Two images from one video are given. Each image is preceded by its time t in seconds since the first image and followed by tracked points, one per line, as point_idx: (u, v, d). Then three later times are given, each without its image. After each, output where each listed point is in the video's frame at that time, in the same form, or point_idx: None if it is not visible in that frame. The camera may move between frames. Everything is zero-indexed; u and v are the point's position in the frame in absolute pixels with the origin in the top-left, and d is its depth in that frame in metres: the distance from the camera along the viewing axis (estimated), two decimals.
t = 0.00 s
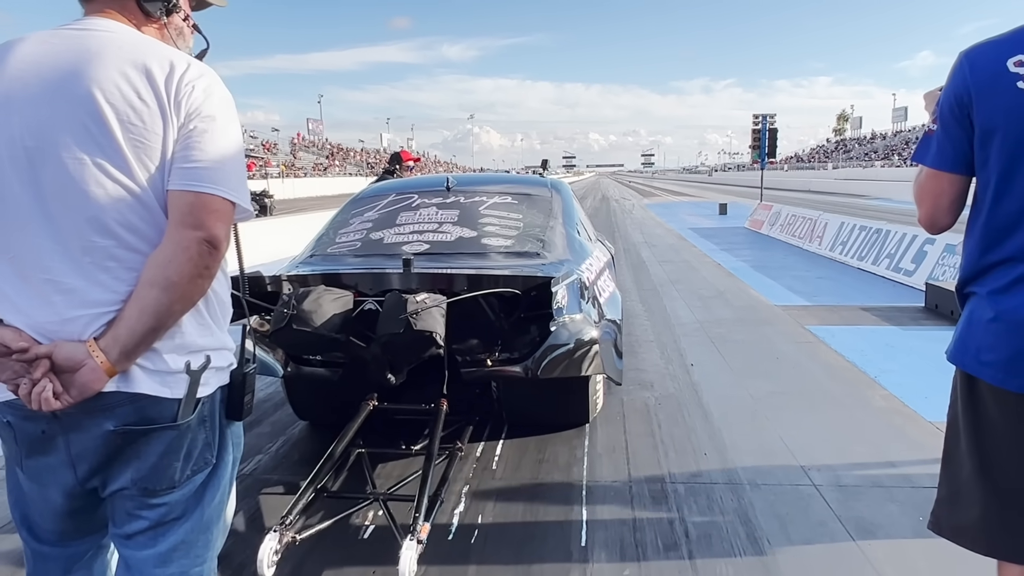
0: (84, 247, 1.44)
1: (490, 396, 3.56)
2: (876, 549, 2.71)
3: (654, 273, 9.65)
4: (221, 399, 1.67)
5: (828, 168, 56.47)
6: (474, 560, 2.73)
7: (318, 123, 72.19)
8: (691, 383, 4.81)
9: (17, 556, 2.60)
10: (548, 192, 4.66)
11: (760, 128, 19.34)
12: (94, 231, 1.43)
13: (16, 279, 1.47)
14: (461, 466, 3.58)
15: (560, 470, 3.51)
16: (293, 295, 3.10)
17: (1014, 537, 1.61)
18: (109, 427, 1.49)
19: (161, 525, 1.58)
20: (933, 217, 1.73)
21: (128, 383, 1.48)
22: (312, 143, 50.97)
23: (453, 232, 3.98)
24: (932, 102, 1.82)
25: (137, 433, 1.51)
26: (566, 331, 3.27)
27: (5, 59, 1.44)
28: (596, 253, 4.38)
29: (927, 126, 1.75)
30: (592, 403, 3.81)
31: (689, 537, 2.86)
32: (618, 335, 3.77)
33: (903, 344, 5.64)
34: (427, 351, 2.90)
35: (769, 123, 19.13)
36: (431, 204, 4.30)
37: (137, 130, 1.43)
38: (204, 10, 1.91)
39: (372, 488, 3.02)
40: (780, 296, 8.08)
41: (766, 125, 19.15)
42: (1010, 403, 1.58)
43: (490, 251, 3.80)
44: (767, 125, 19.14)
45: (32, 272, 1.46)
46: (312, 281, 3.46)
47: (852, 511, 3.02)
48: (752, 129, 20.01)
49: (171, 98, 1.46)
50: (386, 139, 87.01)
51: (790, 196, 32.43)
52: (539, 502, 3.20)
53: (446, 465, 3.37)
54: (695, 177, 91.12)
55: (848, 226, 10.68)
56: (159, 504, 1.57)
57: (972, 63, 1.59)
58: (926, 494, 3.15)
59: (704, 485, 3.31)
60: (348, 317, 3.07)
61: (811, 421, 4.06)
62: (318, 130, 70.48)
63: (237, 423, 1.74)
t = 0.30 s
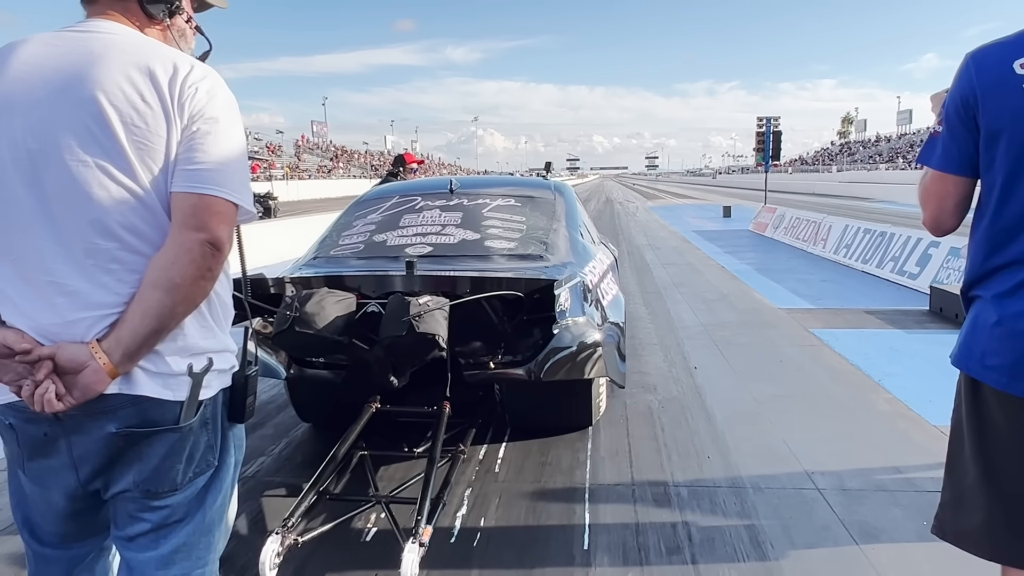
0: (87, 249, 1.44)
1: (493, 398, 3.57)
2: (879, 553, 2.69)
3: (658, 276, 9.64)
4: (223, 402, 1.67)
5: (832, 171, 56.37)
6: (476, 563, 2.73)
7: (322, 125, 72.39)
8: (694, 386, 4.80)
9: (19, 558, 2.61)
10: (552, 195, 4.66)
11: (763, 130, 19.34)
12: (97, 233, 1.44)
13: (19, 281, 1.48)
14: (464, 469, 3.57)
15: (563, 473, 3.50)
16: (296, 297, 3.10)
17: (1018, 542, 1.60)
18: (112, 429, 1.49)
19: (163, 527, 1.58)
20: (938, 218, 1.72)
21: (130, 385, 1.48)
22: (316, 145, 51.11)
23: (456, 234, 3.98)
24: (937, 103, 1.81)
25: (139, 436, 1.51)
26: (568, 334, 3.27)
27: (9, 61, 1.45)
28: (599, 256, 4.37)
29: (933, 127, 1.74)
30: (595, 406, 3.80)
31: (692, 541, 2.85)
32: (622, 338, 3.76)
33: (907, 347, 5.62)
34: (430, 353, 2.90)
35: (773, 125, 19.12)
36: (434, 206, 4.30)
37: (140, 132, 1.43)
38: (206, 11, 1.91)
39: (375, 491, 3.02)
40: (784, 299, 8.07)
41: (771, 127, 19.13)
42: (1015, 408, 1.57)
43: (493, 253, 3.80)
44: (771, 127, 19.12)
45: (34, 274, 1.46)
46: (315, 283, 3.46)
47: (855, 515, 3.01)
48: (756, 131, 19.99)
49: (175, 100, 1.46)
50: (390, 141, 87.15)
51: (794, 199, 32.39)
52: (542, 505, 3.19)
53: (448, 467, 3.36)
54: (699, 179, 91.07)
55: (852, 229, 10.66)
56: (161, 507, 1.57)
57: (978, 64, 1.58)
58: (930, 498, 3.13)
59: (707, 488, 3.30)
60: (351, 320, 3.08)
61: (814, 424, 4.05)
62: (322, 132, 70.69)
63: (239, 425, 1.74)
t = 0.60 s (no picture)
0: (81, 253, 1.44)
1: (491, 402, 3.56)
2: (877, 558, 2.68)
3: (659, 279, 9.63)
4: (217, 406, 1.67)
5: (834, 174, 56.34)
6: (473, 567, 2.72)
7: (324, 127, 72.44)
8: (694, 389, 4.79)
9: (15, 561, 2.60)
10: (551, 198, 4.66)
11: (765, 134, 19.34)
12: (91, 237, 1.44)
13: (13, 284, 1.47)
14: (462, 472, 3.57)
15: (561, 476, 3.49)
16: (294, 300, 3.10)
17: (1016, 548, 1.59)
18: (105, 433, 1.49)
19: (158, 531, 1.58)
20: (936, 222, 1.71)
21: (123, 389, 1.47)
22: (318, 148, 51.17)
23: (455, 237, 3.98)
24: (935, 106, 1.81)
25: (133, 439, 1.51)
26: (567, 337, 3.25)
27: (5, 64, 1.45)
28: (599, 259, 4.37)
29: (931, 131, 1.74)
30: (593, 409, 3.79)
31: (690, 545, 2.84)
32: (621, 342, 3.76)
33: (908, 351, 5.61)
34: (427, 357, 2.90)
35: (774, 129, 19.12)
36: (433, 209, 4.30)
37: (135, 136, 1.43)
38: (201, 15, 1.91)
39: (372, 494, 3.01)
40: (785, 302, 8.06)
41: (772, 130, 19.13)
42: (1013, 413, 1.56)
43: (492, 256, 3.80)
44: (773, 130, 19.12)
45: (29, 277, 1.46)
46: (313, 286, 3.46)
47: (854, 519, 3.00)
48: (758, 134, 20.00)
49: (170, 104, 1.46)
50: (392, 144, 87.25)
51: (796, 202, 32.37)
52: (539, 509, 3.19)
53: (446, 471, 3.36)
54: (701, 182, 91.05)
55: (854, 233, 10.64)
56: (155, 510, 1.56)
57: (977, 68, 1.57)
58: (929, 503, 3.12)
59: (706, 493, 3.29)
60: (349, 322, 3.07)
61: (814, 428, 4.04)
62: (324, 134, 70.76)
63: (234, 429, 1.74)
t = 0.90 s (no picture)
0: (70, 257, 1.43)
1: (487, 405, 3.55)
2: (873, 563, 2.68)
3: (657, 281, 9.63)
4: (208, 410, 1.66)
5: (833, 177, 56.40)
6: (467, 571, 2.71)
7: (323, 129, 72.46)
8: (690, 392, 4.78)
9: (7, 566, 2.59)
10: (547, 201, 4.65)
11: (764, 136, 19.36)
12: (81, 241, 1.43)
13: (2, 288, 1.47)
14: (458, 476, 3.56)
15: (557, 480, 3.49)
16: (288, 303, 3.10)
17: (1011, 554, 1.58)
18: (95, 438, 1.48)
19: (148, 535, 1.57)
20: (930, 227, 1.71)
21: (113, 394, 1.47)
22: (317, 149, 51.19)
23: (451, 240, 3.98)
24: (930, 111, 1.81)
25: (123, 444, 1.50)
26: (563, 340, 3.25)
27: None
28: (595, 262, 4.37)
29: (926, 135, 1.73)
30: (589, 413, 3.79)
31: (685, 550, 2.83)
32: (617, 345, 3.75)
33: (905, 355, 5.61)
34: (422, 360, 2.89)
35: (773, 132, 19.13)
36: (429, 212, 4.29)
37: (125, 140, 1.43)
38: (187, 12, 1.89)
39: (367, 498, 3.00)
40: (783, 305, 8.06)
41: (771, 133, 19.15)
42: (1008, 419, 1.55)
43: (488, 259, 3.80)
44: (772, 133, 19.14)
45: (18, 281, 1.45)
46: (308, 289, 3.45)
47: (850, 523, 2.99)
48: (757, 137, 20.02)
49: (160, 108, 1.45)
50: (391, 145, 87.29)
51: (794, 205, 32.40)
52: (535, 512, 3.18)
53: (441, 474, 3.35)
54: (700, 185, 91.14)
55: (852, 236, 10.64)
56: (145, 515, 1.55)
57: (972, 72, 1.57)
58: (925, 507, 3.12)
59: (701, 497, 3.28)
60: (344, 325, 3.06)
61: (810, 432, 4.03)
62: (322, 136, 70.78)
63: (225, 433, 1.73)
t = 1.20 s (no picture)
0: (66, 260, 1.42)
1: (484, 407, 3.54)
2: (871, 566, 2.68)
3: (654, 283, 9.63)
4: (205, 413, 1.65)
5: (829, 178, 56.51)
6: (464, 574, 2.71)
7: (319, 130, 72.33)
8: (688, 394, 4.78)
9: None
10: (545, 202, 4.64)
11: (761, 138, 19.41)
12: (77, 243, 1.42)
13: None
14: (455, 478, 3.55)
15: (554, 482, 3.48)
16: (285, 304, 3.08)
17: (1011, 558, 1.57)
18: (91, 442, 1.47)
19: (144, 539, 1.56)
20: (931, 229, 1.70)
21: (110, 397, 1.45)
22: (313, 150, 51.12)
23: (449, 241, 3.97)
24: (931, 113, 1.80)
25: (119, 448, 1.49)
26: (561, 342, 3.24)
27: None
28: (593, 263, 4.37)
29: (928, 137, 1.72)
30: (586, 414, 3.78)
31: (683, 552, 2.83)
32: (614, 346, 3.74)
33: (902, 356, 5.62)
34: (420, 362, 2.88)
35: (770, 133, 19.18)
36: (427, 213, 4.28)
37: (121, 141, 1.41)
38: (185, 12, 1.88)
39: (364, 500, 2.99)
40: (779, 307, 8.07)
41: (768, 134, 19.20)
42: (1009, 421, 1.54)
43: (485, 261, 3.79)
44: (768, 134, 19.19)
45: (12, 285, 1.44)
46: (305, 290, 3.44)
47: (847, 525, 2.99)
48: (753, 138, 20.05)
49: (157, 109, 1.44)
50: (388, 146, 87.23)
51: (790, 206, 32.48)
52: (532, 515, 3.17)
53: (438, 476, 3.34)
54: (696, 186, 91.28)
55: (848, 237, 10.66)
56: (142, 519, 1.54)
57: (974, 74, 1.56)
58: (923, 510, 3.12)
59: (700, 499, 3.27)
60: (340, 327, 3.06)
61: (808, 434, 4.03)
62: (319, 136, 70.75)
63: (222, 436, 1.72)
